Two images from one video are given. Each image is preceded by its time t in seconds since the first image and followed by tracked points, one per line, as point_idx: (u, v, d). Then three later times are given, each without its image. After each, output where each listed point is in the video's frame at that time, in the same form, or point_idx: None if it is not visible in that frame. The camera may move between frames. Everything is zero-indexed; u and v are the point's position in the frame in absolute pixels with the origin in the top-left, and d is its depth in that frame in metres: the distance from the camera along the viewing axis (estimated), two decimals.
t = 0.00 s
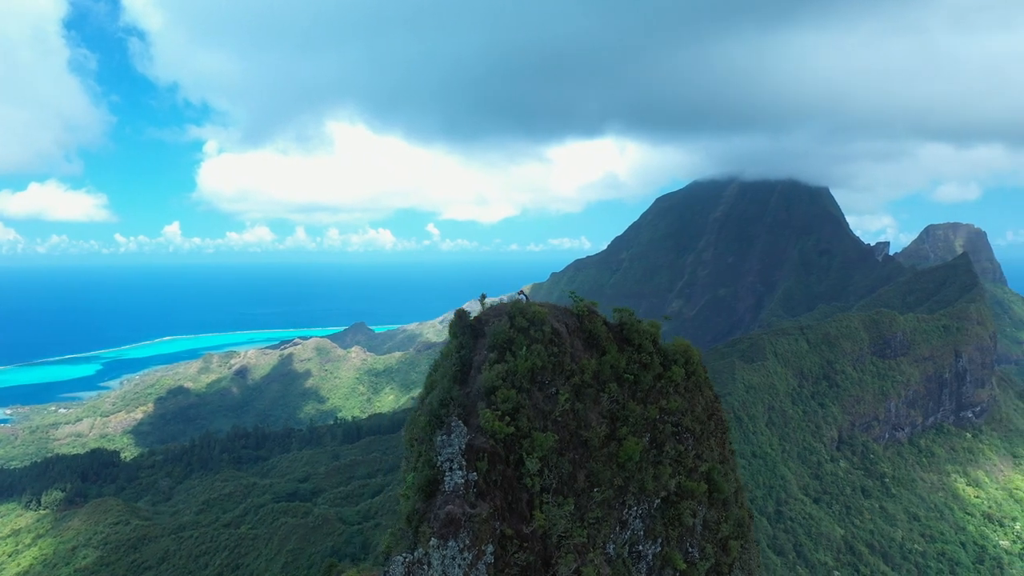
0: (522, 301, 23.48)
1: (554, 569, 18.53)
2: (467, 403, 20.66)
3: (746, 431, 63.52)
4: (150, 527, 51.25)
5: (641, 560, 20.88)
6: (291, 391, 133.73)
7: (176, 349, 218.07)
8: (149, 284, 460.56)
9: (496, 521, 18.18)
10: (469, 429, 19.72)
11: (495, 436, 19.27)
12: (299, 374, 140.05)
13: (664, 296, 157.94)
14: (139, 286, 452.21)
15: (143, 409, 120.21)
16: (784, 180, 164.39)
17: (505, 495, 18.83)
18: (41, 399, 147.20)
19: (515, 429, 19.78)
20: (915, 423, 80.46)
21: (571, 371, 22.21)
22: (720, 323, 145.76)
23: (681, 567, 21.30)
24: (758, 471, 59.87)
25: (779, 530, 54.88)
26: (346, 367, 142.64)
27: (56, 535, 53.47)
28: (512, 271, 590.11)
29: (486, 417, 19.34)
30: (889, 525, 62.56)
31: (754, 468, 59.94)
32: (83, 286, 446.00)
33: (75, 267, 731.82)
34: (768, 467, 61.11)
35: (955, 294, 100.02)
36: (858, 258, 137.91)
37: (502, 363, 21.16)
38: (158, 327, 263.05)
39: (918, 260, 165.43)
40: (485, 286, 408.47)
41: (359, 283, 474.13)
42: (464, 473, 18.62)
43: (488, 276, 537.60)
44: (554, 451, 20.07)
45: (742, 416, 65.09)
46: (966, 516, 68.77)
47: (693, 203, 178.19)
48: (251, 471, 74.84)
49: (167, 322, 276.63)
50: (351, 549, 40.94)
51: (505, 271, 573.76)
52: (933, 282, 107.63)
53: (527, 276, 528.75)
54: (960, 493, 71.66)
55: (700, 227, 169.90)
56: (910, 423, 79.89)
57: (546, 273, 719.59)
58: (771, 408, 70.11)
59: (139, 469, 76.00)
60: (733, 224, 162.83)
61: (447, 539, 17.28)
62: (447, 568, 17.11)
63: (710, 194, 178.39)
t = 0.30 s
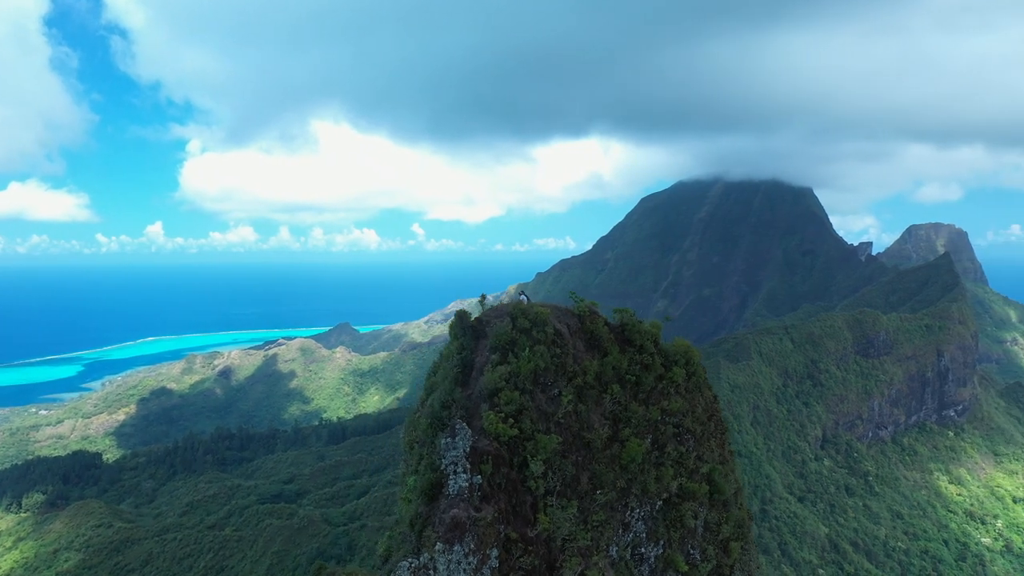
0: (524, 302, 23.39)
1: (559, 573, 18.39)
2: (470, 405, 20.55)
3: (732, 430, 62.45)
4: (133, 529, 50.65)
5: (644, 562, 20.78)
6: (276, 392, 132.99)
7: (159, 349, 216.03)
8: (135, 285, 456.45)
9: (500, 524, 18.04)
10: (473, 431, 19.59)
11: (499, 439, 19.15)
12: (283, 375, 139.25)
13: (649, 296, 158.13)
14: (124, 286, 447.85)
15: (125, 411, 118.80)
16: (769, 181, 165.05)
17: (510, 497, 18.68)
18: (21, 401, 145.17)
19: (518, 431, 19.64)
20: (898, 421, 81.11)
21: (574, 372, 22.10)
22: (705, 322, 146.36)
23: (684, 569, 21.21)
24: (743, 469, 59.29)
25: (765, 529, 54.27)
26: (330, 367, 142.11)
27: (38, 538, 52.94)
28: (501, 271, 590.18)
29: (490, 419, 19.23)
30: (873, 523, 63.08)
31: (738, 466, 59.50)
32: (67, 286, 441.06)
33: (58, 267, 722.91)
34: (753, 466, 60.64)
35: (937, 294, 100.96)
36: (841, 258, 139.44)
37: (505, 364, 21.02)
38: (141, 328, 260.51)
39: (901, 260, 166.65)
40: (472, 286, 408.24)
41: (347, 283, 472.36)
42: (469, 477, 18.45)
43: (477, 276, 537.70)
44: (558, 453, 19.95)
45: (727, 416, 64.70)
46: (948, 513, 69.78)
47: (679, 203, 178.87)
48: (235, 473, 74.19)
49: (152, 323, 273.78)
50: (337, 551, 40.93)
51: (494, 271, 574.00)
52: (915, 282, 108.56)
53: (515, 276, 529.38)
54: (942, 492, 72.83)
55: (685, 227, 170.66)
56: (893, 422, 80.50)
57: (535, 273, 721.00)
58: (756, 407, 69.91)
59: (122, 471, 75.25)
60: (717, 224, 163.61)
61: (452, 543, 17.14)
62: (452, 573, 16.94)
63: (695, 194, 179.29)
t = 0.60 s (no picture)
0: (525, 303, 23.27)
1: None
2: (471, 407, 20.45)
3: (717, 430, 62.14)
4: (116, 531, 50.38)
5: (645, 564, 20.70)
6: (260, 393, 132.31)
7: (143, 350, 214.26)
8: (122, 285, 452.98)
9: (503, 527, 17.89)
10: (475, 433, 19.47)
11: (501, 441, 19.04)
12: (268, 375, 138.74)
13: (635, 296, 158.66)
14: (111, 286, 444.66)
15: (108, 411, 117.59)
16: (754, 181, 166.03)
17: (512, 500, 18.54)
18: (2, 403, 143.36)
19: (521, 434, 19.54)
20: (882, 420, 81.66)
21: (575, 373, 22.00)
22: (691, 322, 147.55)
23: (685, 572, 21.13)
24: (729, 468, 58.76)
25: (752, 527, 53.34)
26: (316, 367, 141.65)
27: (21, 540, 52.37)
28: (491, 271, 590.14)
29: (492, 421, 19.11)
30: (858, 522, 63.25)
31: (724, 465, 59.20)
32: (51, 286, 436.04)
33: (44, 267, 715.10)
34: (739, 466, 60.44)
35: (920, 294, 101.75)
36: (825, 257, 139.45)
37: (507, 366, 20.91)
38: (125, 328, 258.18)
39: (885, 260, 167.55)
40: (459, 287, 408.11)
41: (335, 283, 470.60)
42: (472, 480, 18.28)
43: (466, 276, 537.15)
44: (560, 455, 19.84)
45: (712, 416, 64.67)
46: (932, 512, 70.35)
47: (665, 203, 179.56)
48: (220, 474, 73.62)
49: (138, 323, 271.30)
50: (323, 552, 40.80)
51: (483, 271, 573.76)
52: (899, 282, 109.46)
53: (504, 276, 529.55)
54: (926, 490, 73.38)
55: (671, 227, 171.35)
56: (877, 421, 81.03)
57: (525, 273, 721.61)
58: (742, 407, 69.86)
59: (104, 472, 74.58)
60: (703, 224, 164.32)
61: (456, 547, 16.94)
62: None
63: (681, 194, 180.00)
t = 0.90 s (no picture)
0: (526, 303, 23.11)
1: None
2: (473, 408, 20.32)
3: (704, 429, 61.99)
4: (101, 533, 49.91)
5: (647, 567, 20.59)
6: (246, 393, 131.48)
7: (128, 350, 212.39)
8: (107, 285, 448.42)
9: (507, 531, 17.71)
10: (478, 436, 19.32)
11: (504, 443, 18.90)
12: (254, 375, 137.86)
13: (622, 296, 159.02)
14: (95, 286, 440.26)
15: (92, 412, 116.25)
16: (740, 182, 167.00)
17: (516, 504, 18.41)
18: None
19: (524, 436, 19.39)
20: (867, 420, 82.26)
21: (577, 374, 21.86)
22: (679, 321, 148.55)
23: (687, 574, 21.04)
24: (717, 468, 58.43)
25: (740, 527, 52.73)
26: (302, 367, 141.22)
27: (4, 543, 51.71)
28: (480, 270, 590.04)
29: (494, 423, 18.96)
30: (844, 520, 63.52)
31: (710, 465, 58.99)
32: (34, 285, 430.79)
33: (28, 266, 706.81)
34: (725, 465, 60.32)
35: (905, 293, 102.56)
36: (810, 257, 140.58)
37: (509, 367, 20.77)
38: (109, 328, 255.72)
39: (869, 259, 168.83)
40: (447, 286, 407.72)
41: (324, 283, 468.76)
42: (476, 483, 18.12)
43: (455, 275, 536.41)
44: (563, 457, 19.71)
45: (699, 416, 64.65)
46: (917, 510, 70.81)
47: (651, 203, 180.27)
48: (206, 475, 72.93)
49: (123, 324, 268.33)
50: (310, 553, 40.68)
51: (473, 271, 573.56)
52: (884, 281, 110.32)
53: (493, 276, 529.51)
54: (910, 488, 73.95)
55: (657, 227, 172.04)
56: (863, 420, 81.56)
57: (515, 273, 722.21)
58: (729, 406, 69.79)
59: (88, 473, 73.83)
60: (690, 224, 165.01)
61: (460, 552, 16.79)
62: None
63: (667, 194, 180.68)
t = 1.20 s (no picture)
0: (529, 303, 22.95)
1: None
2: (475, 411, 20.18)
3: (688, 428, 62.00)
4: (84, 535, 49.28)
5: (650, 569, 20.49)
6: (230, 393, 130.29)
7: (110, 350, 210.24)
8: (91, 285, 442.21)
9: (512, 535, 17.57)
10: (482, 438, 19.17)
11: (508, 446, 18.74)
12: (239, 375, 136.42)
13: (609, 295, 159.22)
14: (77, 286, 434.46)
15: (74, 413, 114.91)
16: (726, 182, 168.05)
17: (519, 507, 18.25)
18: None
19: (527, 438, 19.20)
20: (852, 418, 82.73)
21: (580, 376, 21.70)
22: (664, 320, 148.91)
23: None
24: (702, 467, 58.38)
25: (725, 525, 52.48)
26: (287, 368, 140.40)
27: None
28: (469, 271, 589.99)
29: (498, 425, 18.79)
30: (829, 518, 63.75)
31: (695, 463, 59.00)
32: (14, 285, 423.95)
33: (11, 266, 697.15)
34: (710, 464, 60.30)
35: (888, 293, 103.32)
36: (796, 257, 141.47)
37: (512, 368, 20.60)
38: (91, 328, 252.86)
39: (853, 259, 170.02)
40: (434, 286, 407.23)
41: (311, 283, 466.46)
42: (480, 486, 17.96)
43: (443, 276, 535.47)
44: (566, 460, 19.56)
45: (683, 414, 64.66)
46: (902, 508, 71.30)
47: (637, 203, 180.86)
48: (189, 476, 72.28)
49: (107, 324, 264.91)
50: (296, 554, 40.62)
51: (461, 271, 573.24)
52: (868, 280, 111.05)
53: (481, 276, 529.22)
54: (895, 486, 74.47)
55: (644, 227, 172.55)
56: (848, 418, 82.03)
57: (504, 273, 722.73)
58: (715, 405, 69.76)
59: (70, 475, 73.08)
60: (676, 224, 165.62)
61: (465, 557, 16.60)
62: None
63: (652, 193, 181.37)
